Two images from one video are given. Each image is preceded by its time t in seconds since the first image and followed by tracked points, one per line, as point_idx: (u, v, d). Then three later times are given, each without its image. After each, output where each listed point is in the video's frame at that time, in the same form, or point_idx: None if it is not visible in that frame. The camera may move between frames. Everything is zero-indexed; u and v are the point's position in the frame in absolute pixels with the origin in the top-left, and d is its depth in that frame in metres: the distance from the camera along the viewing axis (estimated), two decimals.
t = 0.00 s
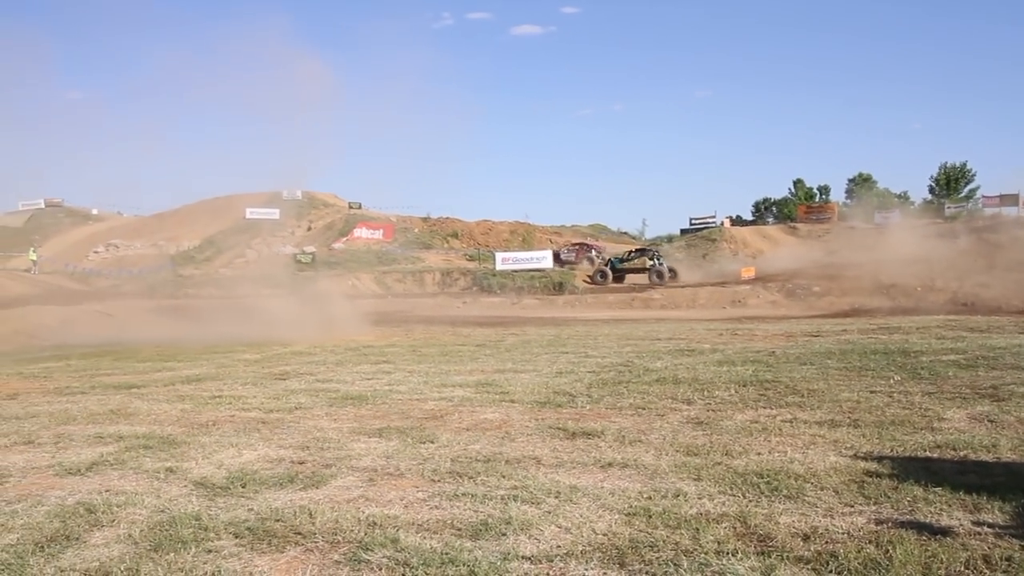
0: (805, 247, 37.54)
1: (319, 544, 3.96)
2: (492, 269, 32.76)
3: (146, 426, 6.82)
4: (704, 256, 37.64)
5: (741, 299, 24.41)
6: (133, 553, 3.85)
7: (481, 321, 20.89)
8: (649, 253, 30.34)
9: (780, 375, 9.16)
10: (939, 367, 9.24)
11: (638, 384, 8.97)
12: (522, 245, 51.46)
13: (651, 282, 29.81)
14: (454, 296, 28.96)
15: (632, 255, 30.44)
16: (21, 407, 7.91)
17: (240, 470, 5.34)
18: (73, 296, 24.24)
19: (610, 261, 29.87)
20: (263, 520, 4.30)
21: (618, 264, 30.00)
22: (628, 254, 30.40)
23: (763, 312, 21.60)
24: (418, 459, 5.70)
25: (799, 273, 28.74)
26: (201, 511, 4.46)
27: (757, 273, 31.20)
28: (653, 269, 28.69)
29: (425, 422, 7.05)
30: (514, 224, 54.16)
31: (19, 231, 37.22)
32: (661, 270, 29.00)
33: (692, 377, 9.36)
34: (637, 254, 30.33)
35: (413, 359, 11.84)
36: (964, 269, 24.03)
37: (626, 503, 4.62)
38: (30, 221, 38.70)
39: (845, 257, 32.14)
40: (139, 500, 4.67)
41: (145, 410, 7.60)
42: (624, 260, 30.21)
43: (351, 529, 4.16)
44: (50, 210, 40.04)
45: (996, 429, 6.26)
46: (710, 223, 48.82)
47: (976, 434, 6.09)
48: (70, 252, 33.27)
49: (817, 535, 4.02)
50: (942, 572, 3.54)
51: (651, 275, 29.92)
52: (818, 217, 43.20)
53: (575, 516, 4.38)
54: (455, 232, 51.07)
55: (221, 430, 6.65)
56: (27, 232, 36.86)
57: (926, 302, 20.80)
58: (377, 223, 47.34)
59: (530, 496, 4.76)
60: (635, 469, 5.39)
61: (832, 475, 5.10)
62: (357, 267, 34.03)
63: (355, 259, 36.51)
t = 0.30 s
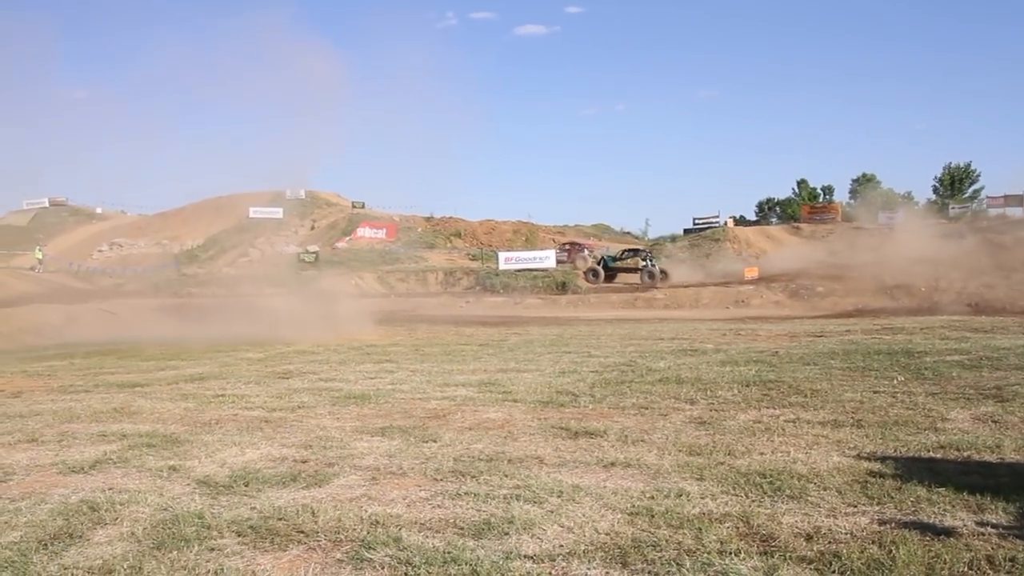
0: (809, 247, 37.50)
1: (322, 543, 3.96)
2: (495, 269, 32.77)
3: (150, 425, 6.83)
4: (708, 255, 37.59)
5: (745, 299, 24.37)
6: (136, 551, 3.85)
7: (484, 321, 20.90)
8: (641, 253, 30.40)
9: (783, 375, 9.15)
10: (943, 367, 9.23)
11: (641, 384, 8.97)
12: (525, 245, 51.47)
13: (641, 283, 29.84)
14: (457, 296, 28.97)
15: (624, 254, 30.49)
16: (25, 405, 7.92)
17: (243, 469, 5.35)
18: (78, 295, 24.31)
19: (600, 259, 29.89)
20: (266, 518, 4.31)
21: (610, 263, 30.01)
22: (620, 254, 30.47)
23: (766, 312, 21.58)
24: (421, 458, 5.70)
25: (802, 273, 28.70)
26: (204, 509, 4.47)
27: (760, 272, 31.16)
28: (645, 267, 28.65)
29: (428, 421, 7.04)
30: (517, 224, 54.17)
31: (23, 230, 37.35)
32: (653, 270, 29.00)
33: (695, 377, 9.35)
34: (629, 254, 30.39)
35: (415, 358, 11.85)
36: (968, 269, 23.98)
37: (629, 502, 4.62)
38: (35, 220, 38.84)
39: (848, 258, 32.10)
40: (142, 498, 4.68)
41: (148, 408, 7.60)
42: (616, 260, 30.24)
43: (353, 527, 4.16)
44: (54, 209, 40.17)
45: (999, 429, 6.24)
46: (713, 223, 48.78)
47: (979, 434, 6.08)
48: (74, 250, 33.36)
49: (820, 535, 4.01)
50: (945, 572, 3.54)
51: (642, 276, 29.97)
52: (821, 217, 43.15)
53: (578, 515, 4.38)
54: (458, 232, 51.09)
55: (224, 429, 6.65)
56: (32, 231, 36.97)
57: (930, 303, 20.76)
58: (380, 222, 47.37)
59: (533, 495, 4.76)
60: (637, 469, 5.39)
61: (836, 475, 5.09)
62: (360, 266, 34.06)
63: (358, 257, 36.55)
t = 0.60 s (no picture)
0: (820, 240, 37.31)
1: (334, 536, 3.98)
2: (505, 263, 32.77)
3: (163, 418, 6.87)
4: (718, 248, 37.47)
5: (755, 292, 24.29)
6: (149, 543, 3.88)
7: (493, 314, 20.91)
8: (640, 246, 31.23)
9: (794, 369, 9.11)
10: (956, 361, 9.16)
11: (651, 377, 8.96)
12: (535, 239, 51.44)
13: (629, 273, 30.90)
14: (468, 290, 28.99)
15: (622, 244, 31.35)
16: (39, 398, 7.99)
17: (255, 462, 5.37)
18: (91, 289, 24.49)
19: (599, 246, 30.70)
20: (278, 511, 4.33)
21: (606, 253, 30.92)
22: (618, 243, 31.33)
23: (777, 305, 21.50)
24: (431, 451, 5.71)
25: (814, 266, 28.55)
26: (216, 502, 4.49)
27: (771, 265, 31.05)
28: (642, 261, 29.46)
29: (438, 414, 7.06)
30: (527, 217, 54.15)
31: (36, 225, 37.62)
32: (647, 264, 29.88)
33: (706, 370, 9.32)
34: (628, 245, 31.23)
35: (426, 351, 11.87)
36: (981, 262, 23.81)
37: (639, 496, 4.61)
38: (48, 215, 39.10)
39: (860, 250, 31.91)
40: (155, 490, 4.71)
41: (160, 402, 7.65)
42: (614, 249, 31.18)
43: (364, 521, 4.17)
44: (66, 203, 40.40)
45: (1013, 423, 6.20)
46: (724, 216, 48.62)
47: (993, 428, 6.03)
48: (86, 245, 33.59)
49: (832, 529, 4.00)
50: (958, 566, 3.52)
51: (634, 267, 30.98)
52: (833, 210, 42.93)
53: (588, 508, 4.38)
54: (468, 226, 51.11)
55: (236, 422, 6.69)
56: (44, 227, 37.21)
57: (943, 295, 20.63)
58: (390, 216, 47.46)
59: (544, 488, 4.76)
60: (648, 462, 5.39)
61: (848, 468, 5.08)
62: (371, 259, 34.13)
63: (368, 251, 36.64)
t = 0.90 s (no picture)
0: (834, 238, 37.09)
1: (347, 532, 3.99)
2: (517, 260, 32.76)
3: (177, 414, 6.91)
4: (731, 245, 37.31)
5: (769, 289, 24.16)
6: (164, 538, 3.90)
7: (506, 311, 20.90)
8: (638, 240, 31.68)
9: (808, 366, 9.07)
10: (972, 359, 9.08)
11: (663, 374, 8.94)
12: (547, 236, 51.39)
13: (626, 267, 31.68)
14: (480, 287, 28.98)
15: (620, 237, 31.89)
16: (55, 395, 8.06)
17: (268, 458, 5.40)
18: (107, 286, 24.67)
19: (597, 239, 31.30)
20: (292, 507, 4.35)
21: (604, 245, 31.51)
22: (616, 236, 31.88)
23: (791, 303, 21.40)
24: (444, 448, 5.72)
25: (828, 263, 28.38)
26: (230, 498, 4.51)
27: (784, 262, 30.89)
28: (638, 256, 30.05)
29: (450, 411, 7.06)
30: (539, 215, 54.12)
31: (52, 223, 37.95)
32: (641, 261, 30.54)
33: (719, 368, 9.29)
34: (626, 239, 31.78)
35: (438, 349, 11.89)
36: (997, 259, 23.60)
37: (653, 494, 4.60)
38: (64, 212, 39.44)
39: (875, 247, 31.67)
40: (170, 486, 4.74)
41: (175, 398, 7.70)
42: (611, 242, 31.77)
43: (378, 517, 4.19)
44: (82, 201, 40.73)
45: None
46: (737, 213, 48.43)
47: (1010, 427, 5.97)
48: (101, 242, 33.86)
49: (847, 528, 3.97)
50: (975, 566, 3.49)
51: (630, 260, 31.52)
52: (847, 207, 42.66)
53: (601, 506, 4.37)
54: (479, 223, 51.15)
55: (250, 418, 6.72)
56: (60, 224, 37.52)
57: (958, 293, 20.45)
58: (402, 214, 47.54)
59: (556, 486, 4.76)
60: (661, 460, 5.37)
61: (863, 467, 5.04)
62: (383, 256, 34.22)
63: (380, 248, 36.73)
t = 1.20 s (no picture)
0: (851, 237, 36.82)
1: (363, 530, 4.01)
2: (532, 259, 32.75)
3: (195, 412, 6.97)
4: (747, 244, 37.12)
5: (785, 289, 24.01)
6: (182, 535, 3.93)
7: (520, 311, 20.90)
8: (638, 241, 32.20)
9: (825, 367, 9.01)
10: (991, 360, 8.98)
11: (679, 374, 8.91)
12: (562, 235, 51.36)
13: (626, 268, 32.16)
14: (495, 286, 29.00)
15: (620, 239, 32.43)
16: (74, 392, 8.14)
17: (285, 456, 5.43)
18: (126, 285, 24.90)
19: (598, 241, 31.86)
20: (308, 505, 4.37)
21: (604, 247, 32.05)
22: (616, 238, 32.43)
23: (807, 303, 21.27)
24: (459, 447, 5.73)
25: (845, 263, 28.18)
26: (247, 495, 4.54)
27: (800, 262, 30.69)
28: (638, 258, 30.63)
29: (465, 410, 7.08)
30: (554, 214, 54.09)
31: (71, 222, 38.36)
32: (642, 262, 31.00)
33: (734, 368, 9.24)
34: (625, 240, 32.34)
35: (453, 347, 11.92)
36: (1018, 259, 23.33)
37: (669, 494, 4.58)
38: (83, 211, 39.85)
39: (893, 247, 31.39)
40: (188, 483, 4.78)
41: (192, 396, 7.76)
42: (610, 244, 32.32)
43: (393, 515, 4.20)
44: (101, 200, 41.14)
45: None
46: (753, 212, 48.18)
47: None
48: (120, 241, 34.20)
49: (866, 530, 3.94)
50: (996, 570, 3.45)
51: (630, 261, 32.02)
52: (865, 206, 42.34)
53: (616, 506, 4.36)
54: (494, 222, 51.20)
55: (266, 416, 6.76)
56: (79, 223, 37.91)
57: (978, 293, 20.24)
58: (417, 213, 47.65)
59: (571, 485, 4.75)
60: (677, 460, 5.35)
61: (881, 468, 5.01)
62: (398, 254, 34.32)
63: (396, 247, 36.83)
